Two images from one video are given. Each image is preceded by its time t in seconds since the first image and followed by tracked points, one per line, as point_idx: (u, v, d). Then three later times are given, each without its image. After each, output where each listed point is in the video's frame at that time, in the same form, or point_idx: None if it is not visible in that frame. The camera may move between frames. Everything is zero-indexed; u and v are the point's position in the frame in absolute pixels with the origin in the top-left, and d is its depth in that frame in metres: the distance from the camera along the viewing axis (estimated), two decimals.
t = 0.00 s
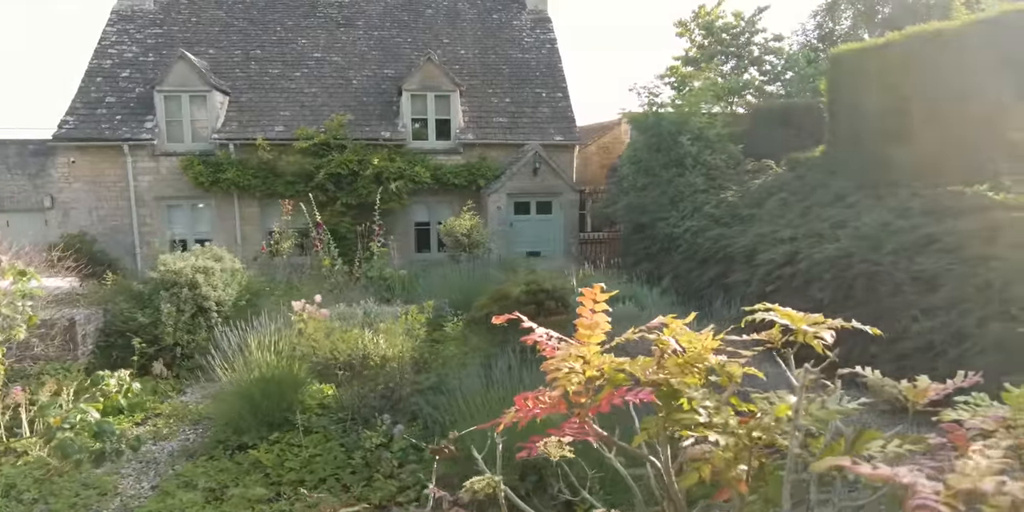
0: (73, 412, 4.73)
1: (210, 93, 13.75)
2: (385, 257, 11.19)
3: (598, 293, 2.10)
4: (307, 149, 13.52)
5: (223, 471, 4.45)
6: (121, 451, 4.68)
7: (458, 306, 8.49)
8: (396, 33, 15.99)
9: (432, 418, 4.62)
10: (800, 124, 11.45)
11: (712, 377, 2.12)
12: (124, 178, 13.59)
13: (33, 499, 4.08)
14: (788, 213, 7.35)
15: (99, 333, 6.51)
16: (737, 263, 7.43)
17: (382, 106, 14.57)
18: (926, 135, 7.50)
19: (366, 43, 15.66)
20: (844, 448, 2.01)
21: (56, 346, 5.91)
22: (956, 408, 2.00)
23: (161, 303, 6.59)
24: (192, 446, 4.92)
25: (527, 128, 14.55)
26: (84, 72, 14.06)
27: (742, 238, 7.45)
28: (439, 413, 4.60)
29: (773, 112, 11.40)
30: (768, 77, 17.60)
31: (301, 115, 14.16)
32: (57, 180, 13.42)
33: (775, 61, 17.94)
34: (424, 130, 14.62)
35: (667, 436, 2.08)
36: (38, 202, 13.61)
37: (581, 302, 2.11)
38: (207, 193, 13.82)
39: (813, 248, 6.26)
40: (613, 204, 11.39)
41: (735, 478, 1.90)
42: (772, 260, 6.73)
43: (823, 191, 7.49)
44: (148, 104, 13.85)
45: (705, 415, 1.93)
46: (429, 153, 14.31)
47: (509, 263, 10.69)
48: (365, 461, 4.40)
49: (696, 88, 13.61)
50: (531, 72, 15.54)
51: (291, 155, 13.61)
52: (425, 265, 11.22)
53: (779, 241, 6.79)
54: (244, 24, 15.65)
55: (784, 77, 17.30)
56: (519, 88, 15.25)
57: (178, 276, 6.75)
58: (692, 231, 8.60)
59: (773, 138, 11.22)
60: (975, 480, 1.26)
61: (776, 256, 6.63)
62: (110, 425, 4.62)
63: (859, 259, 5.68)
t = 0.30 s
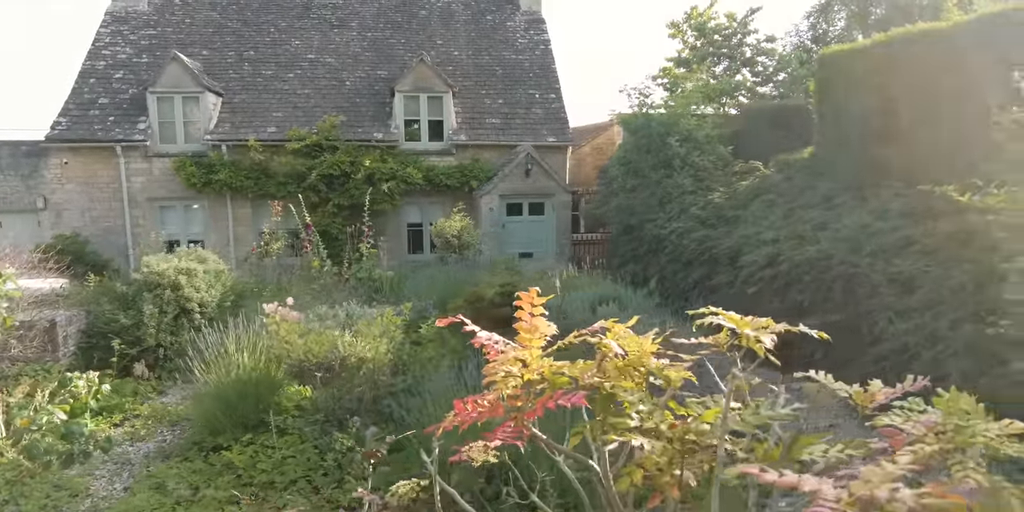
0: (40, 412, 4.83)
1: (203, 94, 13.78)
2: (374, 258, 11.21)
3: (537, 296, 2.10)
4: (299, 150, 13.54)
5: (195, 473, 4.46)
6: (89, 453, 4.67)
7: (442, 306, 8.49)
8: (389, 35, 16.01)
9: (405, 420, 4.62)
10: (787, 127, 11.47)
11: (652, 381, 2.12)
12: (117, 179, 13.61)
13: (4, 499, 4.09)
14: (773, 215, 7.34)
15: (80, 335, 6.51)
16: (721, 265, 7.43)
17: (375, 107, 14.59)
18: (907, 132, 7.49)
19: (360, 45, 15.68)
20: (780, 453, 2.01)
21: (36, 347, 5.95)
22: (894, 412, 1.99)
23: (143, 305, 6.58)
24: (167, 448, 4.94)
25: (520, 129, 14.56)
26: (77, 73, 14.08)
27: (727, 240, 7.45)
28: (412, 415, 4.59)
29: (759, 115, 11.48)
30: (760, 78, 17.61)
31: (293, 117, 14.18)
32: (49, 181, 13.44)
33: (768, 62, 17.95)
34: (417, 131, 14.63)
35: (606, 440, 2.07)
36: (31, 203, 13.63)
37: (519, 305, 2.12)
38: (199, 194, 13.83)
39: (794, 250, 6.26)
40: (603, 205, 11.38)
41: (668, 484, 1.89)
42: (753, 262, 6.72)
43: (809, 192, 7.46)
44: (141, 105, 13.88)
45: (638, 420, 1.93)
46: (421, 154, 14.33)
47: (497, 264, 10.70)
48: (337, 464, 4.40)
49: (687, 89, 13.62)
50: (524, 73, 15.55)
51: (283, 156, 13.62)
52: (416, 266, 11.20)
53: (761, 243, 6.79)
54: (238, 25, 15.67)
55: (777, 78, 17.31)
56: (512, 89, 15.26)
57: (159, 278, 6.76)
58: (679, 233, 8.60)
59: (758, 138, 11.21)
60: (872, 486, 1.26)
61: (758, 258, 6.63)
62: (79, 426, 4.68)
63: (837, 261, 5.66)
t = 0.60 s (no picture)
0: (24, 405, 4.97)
1: (199, 96, 13.84)
2: (367, 260, 11.26)
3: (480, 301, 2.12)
4: (294, 152, 13.59)
5: (173, 474, 4.49)
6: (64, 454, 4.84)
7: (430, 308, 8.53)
8: (385, 37, 16.05)
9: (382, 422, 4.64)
10: (781, 129, 11.47)
11: (596, 385, 2.13)
12: (114, 181, 13.70)
13: None
14: (760, 218, 7.34)
15: (68, 336, 6.57)
16: (707, 268, 7.44)
17: (370, 109, 14.63)
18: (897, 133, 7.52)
19: (356, 47, 15.72)
20: (720, 459, 2.01)
21: (21, 350, 6.04)
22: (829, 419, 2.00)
23: (131, 307, 6.63)
24: (149, 449, 4.99)
25: (515, 131, 14.57)
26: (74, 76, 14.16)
27: (713, 242, 7.45)
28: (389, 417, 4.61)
29: (751, 118, 11.57)
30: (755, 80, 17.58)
31: (289, 119, 14.24)
32: (47, 183, 13.52)
33: (764, 63, 17.90)
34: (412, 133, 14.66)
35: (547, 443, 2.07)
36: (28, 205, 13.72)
37: (462, 311, 2.16)
38: (195, 196, 13.90)
39: (776, 252, 6.26)
40: (596, 207, 11.39)
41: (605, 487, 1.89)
42: (737, 265, 6.73)
43: (796, 196, 7.49)
44: (138, 108, 13.96)
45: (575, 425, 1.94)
46: (417, 156, 14.37)
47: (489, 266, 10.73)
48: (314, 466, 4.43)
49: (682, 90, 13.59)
50: (520, 75, 15.56)
51: (279, 158, 13.66)
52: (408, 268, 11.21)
53: (746, 246, 6.80)
54: (235, 27, 15.74)
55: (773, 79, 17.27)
56: (507, 91, 15.27)
57: (146, 280, 6.80)
58: (667, 235, 8.60)
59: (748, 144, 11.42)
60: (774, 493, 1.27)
61: (742, 261, 6.65)
62: (55, 429, 4.88)
63: (819, 264, 5.67)
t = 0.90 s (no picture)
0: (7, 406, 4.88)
1: (197, 96, 13.88)
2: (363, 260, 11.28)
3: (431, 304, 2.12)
4: (292, 152, 13.62)
5: (154, 473, 4.49)
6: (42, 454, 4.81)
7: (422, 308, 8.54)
8: (384, 37, 16.06)
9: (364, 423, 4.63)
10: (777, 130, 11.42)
11: (551, 387, 2.10)
12: (113, 181, 13.75)
13: None
14: (751, 219, 7.30)
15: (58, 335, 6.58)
16: (698, 268, 7.41)
17: (369, 109, 14.65)
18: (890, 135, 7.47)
19: (355, 47, 15.75)
20: (673, 463, 1.98)
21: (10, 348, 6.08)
22: (780, 423, 1.97)
23: (121, 307, 6.64)
24: (133, 449, 4.99)
25: (513, 131, 14.55)
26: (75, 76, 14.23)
27: (705, 243, 7.42)
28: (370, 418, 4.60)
29: (747, 119, 11.53)
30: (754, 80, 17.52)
31: (288, 119, 14.27)
32: (47, 183, 13.58)
33: (763, 63, 17.84)
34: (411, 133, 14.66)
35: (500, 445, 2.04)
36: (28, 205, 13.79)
37: (416, 313, 2.15)
38: (194, 196, 13.94)
39: (765, 254, 6.23)
40: (591, 207, 11.36)
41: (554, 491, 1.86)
42: (727, 266, 6.69)
43: (789, 196, 7.45)
44: (137, 108, 14.01)
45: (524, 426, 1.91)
46: (415, 157, 14.39)
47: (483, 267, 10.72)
48: (295, 466, 4.43)
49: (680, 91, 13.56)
50: (518, 75, 15.55)
51: (277, 159, 13.70)
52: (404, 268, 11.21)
53: (735, 247, 6.77)
54: (234, 28, 15.79)
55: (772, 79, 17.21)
56: (506, 91, 15.26)
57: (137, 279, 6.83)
58: (660, 236, 8.57)
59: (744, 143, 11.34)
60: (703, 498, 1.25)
61: (731, 262, 6.61)
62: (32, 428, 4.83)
63: (806, 265, 5.64)
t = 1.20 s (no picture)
0: None
1: (194, 96, 13.86)
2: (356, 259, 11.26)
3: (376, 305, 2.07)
4: (289, 152, 13.61)
5: (129, 474, 4.44)
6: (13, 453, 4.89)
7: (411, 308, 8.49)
8: (382, 36, 16.03)
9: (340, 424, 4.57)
10: (772, 129, 11.34)
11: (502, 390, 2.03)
12: (110, 180, 13.77)
13: None
14: (742, 219, 7.21)
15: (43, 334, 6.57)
16: (689, 269, 7.33)
17: (366, 108, 14.62)
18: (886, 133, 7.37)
19: (353, 47, 15.72)
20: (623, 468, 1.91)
21: None
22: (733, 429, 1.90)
23: (107, 305, 6.61)
24: (112, 448, 4.94)
25: (510, 131, 14.49)
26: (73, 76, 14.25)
27: (696, 243, 7.34)
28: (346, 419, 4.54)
29: (743, 118, 11.45)
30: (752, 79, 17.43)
31: (285, 118, 14.24)
32: (45, 182, 13.61)
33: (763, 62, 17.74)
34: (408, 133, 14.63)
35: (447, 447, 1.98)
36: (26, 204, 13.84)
37: (360, 314, 2.10)
38: (191, 195, 13.95)
39: (753, 254, 6.15)
40: (587, 207, 11.30)
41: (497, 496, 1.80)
42: (716, 266, 6.61)
43: (781, 196, 7.35)
44: (135, 107, 14.02)
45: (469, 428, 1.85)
46: (412, 156, 14.35)
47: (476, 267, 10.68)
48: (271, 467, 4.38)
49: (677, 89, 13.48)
50: (516, 74, 15.49)
51: (274, 158, 13.69)
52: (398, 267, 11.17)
53: (725, 247, 6.69)
54: (233, 27, 15.79)
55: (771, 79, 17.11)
56: (503, 91, 15.20)
57: (122, 278, 6.79)
58: (653, 235, 8.49)
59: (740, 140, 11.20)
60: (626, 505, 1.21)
61: (721, 263, 6.54)
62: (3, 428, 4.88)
63: (794, 265, 5.56)
